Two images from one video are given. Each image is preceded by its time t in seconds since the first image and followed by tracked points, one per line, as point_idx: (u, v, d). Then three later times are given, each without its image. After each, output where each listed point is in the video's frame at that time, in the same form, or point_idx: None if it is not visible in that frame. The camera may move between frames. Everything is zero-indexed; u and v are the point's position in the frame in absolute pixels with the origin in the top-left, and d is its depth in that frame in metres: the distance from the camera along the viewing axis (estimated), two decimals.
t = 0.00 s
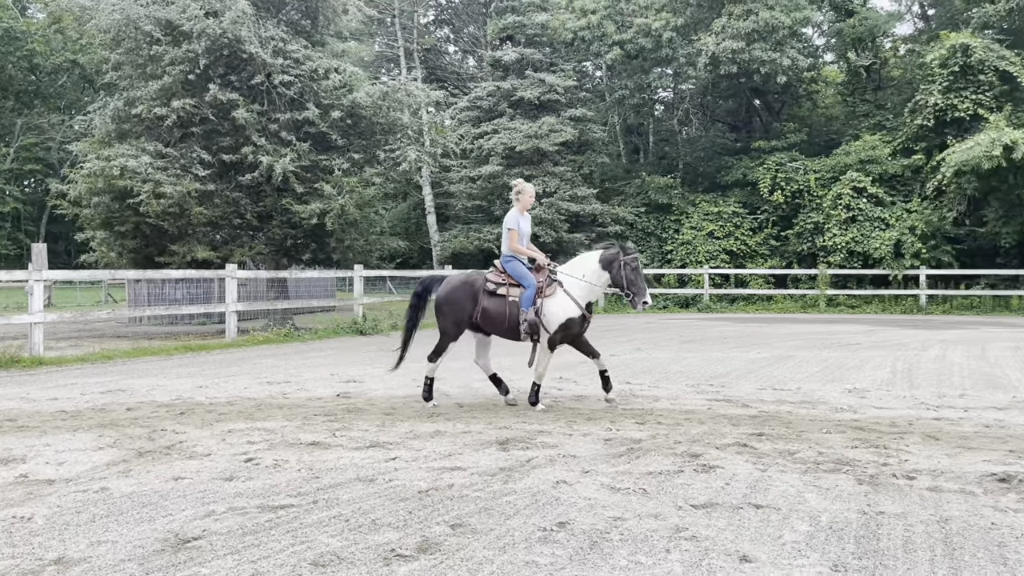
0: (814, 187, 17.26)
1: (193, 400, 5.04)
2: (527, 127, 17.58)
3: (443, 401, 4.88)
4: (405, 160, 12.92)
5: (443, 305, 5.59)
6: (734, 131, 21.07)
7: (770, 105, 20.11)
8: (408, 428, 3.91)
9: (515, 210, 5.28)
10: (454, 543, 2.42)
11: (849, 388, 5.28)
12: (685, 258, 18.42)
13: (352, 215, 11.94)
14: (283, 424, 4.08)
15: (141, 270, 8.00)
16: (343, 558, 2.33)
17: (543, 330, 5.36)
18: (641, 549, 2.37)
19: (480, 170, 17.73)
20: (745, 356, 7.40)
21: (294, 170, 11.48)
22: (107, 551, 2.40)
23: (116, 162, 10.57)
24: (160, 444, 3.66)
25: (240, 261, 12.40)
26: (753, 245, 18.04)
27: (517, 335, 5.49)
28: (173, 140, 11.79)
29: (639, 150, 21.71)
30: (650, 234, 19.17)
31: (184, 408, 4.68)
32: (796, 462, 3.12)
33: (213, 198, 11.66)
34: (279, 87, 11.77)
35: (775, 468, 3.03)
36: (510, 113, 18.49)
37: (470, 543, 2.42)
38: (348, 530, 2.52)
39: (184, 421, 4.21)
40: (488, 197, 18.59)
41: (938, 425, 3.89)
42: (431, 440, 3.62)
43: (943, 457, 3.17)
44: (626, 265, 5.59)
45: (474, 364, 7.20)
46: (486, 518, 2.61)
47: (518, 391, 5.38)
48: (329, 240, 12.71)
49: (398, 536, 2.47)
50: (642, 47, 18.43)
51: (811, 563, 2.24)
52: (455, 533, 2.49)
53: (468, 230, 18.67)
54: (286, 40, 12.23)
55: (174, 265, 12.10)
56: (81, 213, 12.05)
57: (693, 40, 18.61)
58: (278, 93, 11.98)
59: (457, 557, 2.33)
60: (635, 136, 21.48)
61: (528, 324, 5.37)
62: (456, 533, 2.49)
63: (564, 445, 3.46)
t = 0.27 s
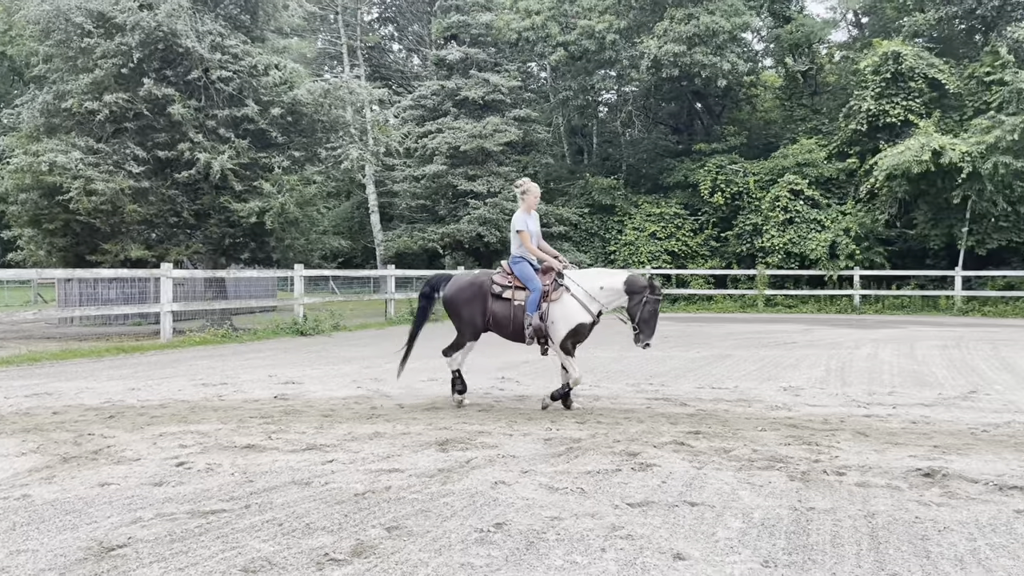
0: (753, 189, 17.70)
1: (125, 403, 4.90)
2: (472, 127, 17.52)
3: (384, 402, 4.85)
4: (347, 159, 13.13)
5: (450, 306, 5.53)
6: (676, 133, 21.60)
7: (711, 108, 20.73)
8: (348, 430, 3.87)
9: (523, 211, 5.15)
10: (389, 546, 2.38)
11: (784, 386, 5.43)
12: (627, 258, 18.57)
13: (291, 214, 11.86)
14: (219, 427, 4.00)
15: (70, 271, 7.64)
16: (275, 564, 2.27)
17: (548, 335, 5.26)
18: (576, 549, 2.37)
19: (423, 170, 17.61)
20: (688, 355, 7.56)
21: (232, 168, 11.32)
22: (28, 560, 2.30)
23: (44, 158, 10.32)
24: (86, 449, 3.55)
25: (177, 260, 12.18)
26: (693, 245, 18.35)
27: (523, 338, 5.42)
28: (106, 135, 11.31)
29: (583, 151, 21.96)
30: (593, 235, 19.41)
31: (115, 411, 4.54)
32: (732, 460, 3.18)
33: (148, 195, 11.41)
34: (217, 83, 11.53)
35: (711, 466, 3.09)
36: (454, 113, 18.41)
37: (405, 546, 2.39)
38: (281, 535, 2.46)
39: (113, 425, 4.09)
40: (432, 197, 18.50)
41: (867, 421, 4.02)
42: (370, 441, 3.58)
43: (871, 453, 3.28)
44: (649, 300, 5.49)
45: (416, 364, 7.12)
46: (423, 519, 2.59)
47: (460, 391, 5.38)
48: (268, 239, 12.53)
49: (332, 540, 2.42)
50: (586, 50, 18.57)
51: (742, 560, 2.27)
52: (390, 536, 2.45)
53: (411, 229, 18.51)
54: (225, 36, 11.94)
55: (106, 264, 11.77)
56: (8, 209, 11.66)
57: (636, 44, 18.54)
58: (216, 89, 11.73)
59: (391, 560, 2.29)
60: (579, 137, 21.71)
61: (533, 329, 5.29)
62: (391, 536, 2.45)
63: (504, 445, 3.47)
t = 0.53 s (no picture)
0: (689, 191, 18.20)
1: (43, 407, 4.72)
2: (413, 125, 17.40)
3: (317, 403, 4.79)
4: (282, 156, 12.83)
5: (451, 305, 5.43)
6: (615, 134, 22.05)
7: (649, 110, 21.19)
8: (278, 433, 3.81)
9: (525, 204, 5.11)
10: (315, 551, 2.34)
11: (717, 384, 5.54)
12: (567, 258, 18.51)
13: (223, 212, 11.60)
14: (143, 431, 3.89)
15: None
16: (196, 571, 2.21)
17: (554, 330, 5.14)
18: (506, 549, 2.36)
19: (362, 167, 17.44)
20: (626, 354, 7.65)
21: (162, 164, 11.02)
22: None
23: None
24: None
25: (105, 258, 11.84)
26: (632, 245, 18.58)
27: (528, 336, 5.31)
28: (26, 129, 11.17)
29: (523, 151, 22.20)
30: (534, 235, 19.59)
31: (33, 416, 4.37)
32: (663, 457, 3.23)
33: (71, 191, 11.08)
34: (146, 77, 11.24)
35: (643, 463, 3.13)
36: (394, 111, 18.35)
37: (333, 550, 2.35)
38: (204, 541, 2.41)
39: (30, 431, 3.94)
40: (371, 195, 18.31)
41: (795, 418, 4.12)
42: (301, 444, 3.54)
43: (798, 449, 3.36)
44: (648, 316, 5.25)
45: (351, 364, 7.00)
46: (352, 523, 2.56)
47: (395, 392, 5.33)
48: (200, 237, 12.23)
49: (257, 545, 2.38)
50: (526, 49, 18.82)
51: (669, 556, 2.30)
52: (318, 540, 2.42)
53: (350, 228, 18.25)
54: (155, 27, 11.67)
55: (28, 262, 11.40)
56: None
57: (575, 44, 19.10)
58: (145, 83, 11.44)
59: (318, 565, 2.25)
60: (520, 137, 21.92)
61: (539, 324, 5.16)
62: (319, 540, 2.42)
63: (438, 446, 3.46)
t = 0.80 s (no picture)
0: (624, 191, 18.59)
1: None
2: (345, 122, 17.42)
3: (245, 405, 4.70)
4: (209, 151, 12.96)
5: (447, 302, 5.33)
6: (551, 134, 22.39)
7: (584, 111, 21.58)
8: (202, 435, 3.72)
9: (524, 205, 5.10)
10: (236, 555, 2.30)
11: (648, 381, 5.64)
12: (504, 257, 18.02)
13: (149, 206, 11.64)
14: (58, 435, 3.76)
15: None
16: None
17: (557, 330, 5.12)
18: (432, 549, 2.35)
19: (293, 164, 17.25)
20: (563, 352, 7.72)
21: (83, 157, 11.04)
22: None
23: None
24: None
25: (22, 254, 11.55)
26: (567, 244, 18.69)
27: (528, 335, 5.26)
28: None
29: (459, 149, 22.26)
30: (470, 234, 19.46)
31: None
32: (592, 454, 3.28)
33: None
34: (66, 68, 11.20)
35: (572, 460, 3.17)
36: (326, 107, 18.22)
37: (254, 553, 2.31)
38: (118, 548, 2.34)
39: None
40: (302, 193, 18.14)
41: (722, 414, 4.22)
42: (225, 446, 3.47)
43: (724, 445, 3.44)
44: (650, 311, 5.37)
45: (280, 365, 6.83)
46: (275, 525, 2.51)
47: (325, 393, 5.27)
48: (122, 233, 12.10)
49: (175, 550, 2.32)
50: (461, 48, 18.85)
51: (595, 552, 2.32)
52: (239, 544, 2.37)
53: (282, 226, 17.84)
54: (73, 18, 11.57)
55: None
56: None
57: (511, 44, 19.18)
58: (65, 74, 11.40)
59: (238, 568, 2.20)
60: (456, 135, 21.99)
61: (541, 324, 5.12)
62: (240, 544, 2.37)
63: (367, 446, 3.44)
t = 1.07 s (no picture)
0: (556, 190, 18.50)
1: None
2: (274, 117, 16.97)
3: (166, 407, 4.57)
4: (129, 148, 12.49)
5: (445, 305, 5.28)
6: (485, 132, 22.34)
7: (516, 109, 21.59)
8: (119, 438, 3.60)
9: (522, 209, 5.06)
10: (150, 561, 2.23)
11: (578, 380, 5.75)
12: (435, 255, 18.17)
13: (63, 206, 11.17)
14: None
15: None
16: None
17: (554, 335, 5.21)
18: (356, 550, 2.33)
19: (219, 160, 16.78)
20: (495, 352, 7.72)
21: None
22: None
23: None
24: None
25: None
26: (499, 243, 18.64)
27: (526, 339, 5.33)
28: None
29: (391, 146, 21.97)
30: (402, 231, 19.23)
31: None
32: (521, 451, 3.32)
33: None
34: None
35: (500, 458, 3.21)
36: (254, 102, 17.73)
37: (170, 560, 2.25)
38: (25, 557, 2.25)
39: None
40: (229, 188, 17.69)
41: (649, 409, 4.32)
42: (144, 450, 3.37)
43: (650, 439, 3.52)
44: (651, 301, 5.55)
45: (204, 366, 6.64)
46: (194, 530, 2.46)
47: (250, 394, 5.15)
48: (36, 229, 11.63)
49: (85, 559, 2.24)
50: (392, 44, 18.58)
51: (520, 548, 2.34)
52: (153, 550, 2.30)
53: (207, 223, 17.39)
54: None
55: None
56: None
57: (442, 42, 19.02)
58: None
59: None
60: (387, 132, 21.68)
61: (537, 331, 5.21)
62: (155, 550, 2.31)
63: (293, 447, 3.40)
